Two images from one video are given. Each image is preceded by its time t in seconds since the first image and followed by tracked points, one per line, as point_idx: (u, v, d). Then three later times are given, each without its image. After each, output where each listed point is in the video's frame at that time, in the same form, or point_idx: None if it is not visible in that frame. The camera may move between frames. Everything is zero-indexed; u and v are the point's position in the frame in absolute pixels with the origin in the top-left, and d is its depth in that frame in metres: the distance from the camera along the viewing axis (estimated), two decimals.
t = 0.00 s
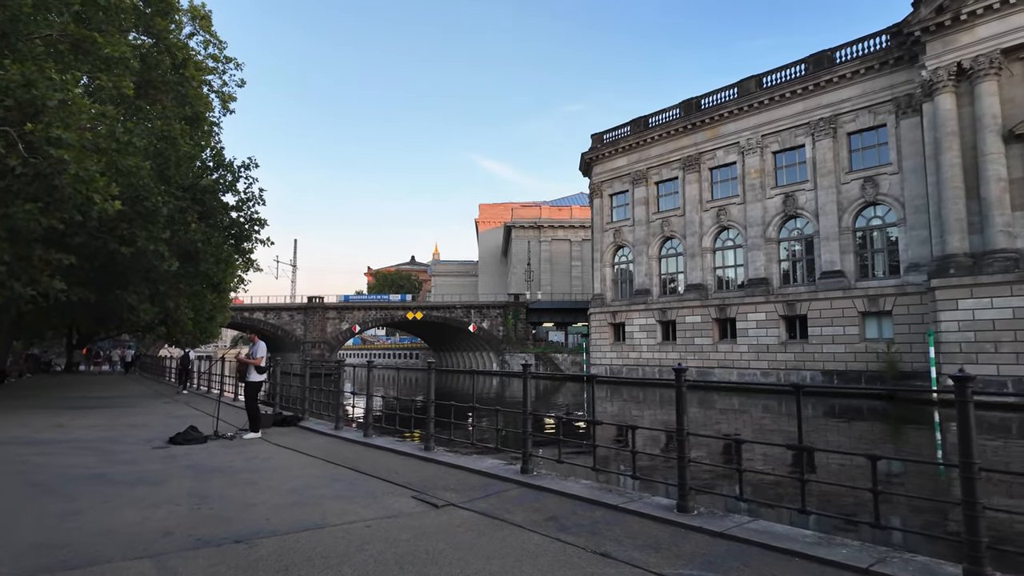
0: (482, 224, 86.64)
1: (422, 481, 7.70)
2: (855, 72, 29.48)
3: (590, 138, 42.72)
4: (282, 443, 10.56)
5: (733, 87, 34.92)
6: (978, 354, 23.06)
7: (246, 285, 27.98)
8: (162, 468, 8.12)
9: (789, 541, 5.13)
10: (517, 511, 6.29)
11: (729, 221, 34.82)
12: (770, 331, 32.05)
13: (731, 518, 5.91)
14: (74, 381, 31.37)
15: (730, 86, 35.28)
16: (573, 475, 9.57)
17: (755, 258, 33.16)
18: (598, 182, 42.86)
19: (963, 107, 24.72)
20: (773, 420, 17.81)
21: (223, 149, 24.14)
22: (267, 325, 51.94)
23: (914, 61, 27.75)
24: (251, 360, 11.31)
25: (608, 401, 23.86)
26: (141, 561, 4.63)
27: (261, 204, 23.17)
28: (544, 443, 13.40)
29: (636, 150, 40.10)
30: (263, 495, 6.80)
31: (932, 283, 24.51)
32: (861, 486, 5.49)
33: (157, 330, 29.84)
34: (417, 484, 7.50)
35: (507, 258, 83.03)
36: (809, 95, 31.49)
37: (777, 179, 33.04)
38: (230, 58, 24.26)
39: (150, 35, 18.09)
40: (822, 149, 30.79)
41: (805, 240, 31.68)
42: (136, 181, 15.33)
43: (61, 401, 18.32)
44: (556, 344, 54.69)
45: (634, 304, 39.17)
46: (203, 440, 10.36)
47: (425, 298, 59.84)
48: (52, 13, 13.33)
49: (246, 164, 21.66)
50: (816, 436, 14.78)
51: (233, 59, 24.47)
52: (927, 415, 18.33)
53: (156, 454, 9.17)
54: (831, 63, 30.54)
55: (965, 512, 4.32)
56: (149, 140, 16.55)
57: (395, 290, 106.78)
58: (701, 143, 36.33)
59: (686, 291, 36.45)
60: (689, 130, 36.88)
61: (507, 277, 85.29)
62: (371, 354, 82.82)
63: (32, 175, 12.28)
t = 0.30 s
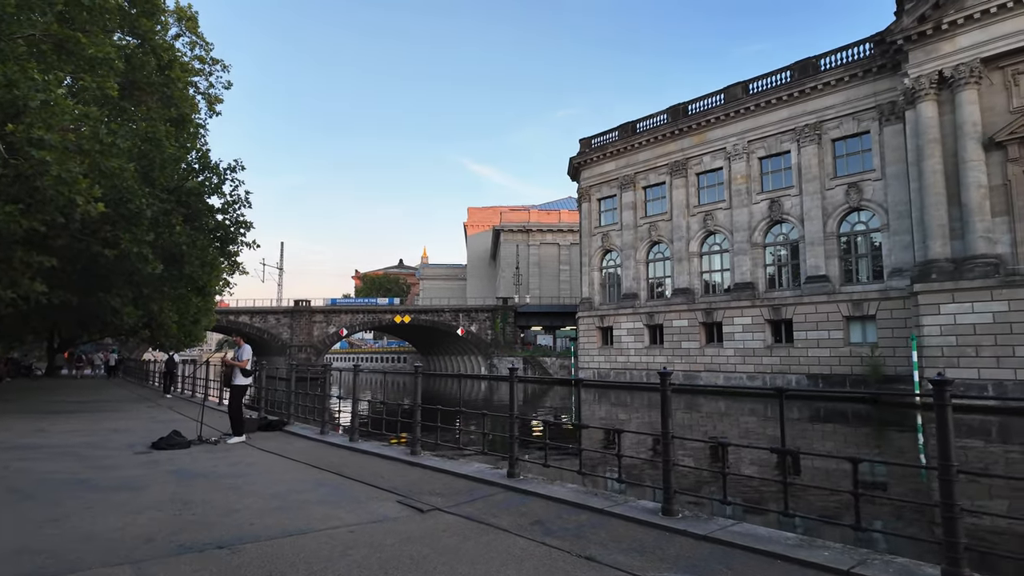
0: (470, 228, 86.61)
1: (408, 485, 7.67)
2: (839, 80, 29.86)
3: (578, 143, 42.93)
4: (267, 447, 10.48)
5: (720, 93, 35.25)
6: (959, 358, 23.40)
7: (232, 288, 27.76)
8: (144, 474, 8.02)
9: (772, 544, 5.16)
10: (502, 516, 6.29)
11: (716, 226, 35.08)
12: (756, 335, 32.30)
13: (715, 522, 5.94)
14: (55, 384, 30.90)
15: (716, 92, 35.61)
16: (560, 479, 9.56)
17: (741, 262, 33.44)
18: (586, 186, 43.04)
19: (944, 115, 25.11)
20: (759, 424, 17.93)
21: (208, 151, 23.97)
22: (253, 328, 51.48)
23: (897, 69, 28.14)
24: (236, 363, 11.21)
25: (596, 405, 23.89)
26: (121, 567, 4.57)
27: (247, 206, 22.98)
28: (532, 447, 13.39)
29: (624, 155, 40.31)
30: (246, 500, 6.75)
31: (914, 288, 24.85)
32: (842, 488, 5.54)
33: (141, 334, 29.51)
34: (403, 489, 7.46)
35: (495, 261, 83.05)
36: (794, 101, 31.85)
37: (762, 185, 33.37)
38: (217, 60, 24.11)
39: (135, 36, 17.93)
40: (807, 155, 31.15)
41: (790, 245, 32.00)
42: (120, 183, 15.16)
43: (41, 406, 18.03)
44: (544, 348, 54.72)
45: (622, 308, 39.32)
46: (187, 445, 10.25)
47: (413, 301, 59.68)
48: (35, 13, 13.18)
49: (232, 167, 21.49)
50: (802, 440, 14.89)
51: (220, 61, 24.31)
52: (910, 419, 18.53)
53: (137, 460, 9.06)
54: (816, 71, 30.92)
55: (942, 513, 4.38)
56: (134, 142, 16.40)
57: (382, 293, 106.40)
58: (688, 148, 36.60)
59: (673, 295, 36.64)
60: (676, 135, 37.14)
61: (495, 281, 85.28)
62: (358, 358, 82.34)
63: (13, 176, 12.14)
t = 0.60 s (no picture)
0: (460, 231, 86.53)
1: (395, 490, 7.63)
2: (825, 87, 30.22)
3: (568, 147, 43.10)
4: (252, 452, 10.39)
5: (707, 99, 35.56)
6: (942, 362, 23.70)
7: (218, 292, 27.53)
8: (127, 479, 7.93)
9: (757, 547, 5.21)
10: (490, 520, 6.28)
11: (704, 231, 35.31)
12: (743, 340, 32.51)
13: (701, 525, 5.98)
14: (37, 389, 30.44)
15: (704, 98, 35.91)
16: (548, 483, 9.55)
17: (728, 267, 33.68)
18: (575, 191, 43.19)
19: (927, 122, 25.48)
20: (746, 428, 18.04)
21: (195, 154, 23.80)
22: (239, 332, 51.02)
23: (881, 77, 28.52)
24: (222, 367, 11.10)
25: (584, 409, 23.91)
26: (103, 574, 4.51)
27: (234, 209, 22.83)
28: (520, 451, 13.37)
29: (613, 160, 40.51)
30: (231, 506, 6.68)
31: (899, 292, 25.14)
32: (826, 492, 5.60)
33: (125, 338, 29.17)
34: (389, 494, 7.43)
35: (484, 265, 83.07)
36: (781, 108, 32.19)
37: (749, 190, 33.67)
38: (204, 62, 23.94)
39: (121, 37, 17.75)
40: (794, 161, 31.49)
41: (777, 250, 32.29)
42: (104, 185, 14.95)
43: (22, 410, 17.75)
44: (533, 352, 54.72)
45: (611, 312, 39.44)
46: (171, 450, 10.14)
47: (402, 305, 59.48)
48: (19, 13, 12.84)
49: (219, 169, 21.35)
50: (787, 444, 15.00)
51: (207, 63, 24.14)
52: (894, 422, 18.75)
53: (120, 465, 8.94)
54: (803, 78, 31.29)
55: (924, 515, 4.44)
56: (119, 144, 16.23)
57: (371, 297, 105.99)
58: (676, 153, 36.85)
59: (662, 299, 36.80)
60: (664, 140, 37.38)
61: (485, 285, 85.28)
62: (347, 362, 81.85)
63: None
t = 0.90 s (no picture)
0: (450, 235, 86.42)
1: (383, 495, 7.60)
2: (812, 93, 30.55)
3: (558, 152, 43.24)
4: (239, 457, 10.30)
5: (696, 104, 35.83)
6: (927, 366, 23.96)
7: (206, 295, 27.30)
8: (111, 485, 7.84)
9: (742, 550, 5.24)
10: (477, 525, 6.27)
11: (692, 236, 35.52)
12: (732, 344, 32.70)
13: (688, 529, 6.00)
14: (19, 393, 30.03)
15: (693, 104, 36.19)
16: (537, 487, 9.55)
17: (716, 272, 33.90)
18: (565, 195, 43.30)
19: (912, 129, 25.81)
20: (734, 432, 18.12)
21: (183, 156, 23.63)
22: (226, 335, 50.56)
23: (867, 84, 28.86)
24: (207, 373, 11.01)
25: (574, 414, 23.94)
26: None
27: (222, 212, 22.68)
28: (509, 456, 13.36)
29: (602, 165, 40.68)
30: (217, 511, 6.62)
31: (885, 297, 25.40)
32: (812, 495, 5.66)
33: (110, 341, 28.86)
34: (377, 499, 7.38)
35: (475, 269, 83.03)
36: (768, 114, 32.49)
37: (737, 196, 33.94)
38: (192, 63, 23.77)
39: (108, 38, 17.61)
40: (781, 166, 31.79)
41: (764, 254, 32.55)
42: (89, 188, 14.79)
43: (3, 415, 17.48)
44: (522, 356, 54.69)
45: (601, 316, 39.54)
46: (156, 455, 10.04)
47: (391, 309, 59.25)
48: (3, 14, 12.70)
49: (207, 172, 21.23)
50: (775, 447, 15.10)
51: (195, 64, 23.97)
52: (881, 426, 18.91)
53: (104, 470, 8.84)
54: (790, 84, 31.61)
55: (909, 519, 4.49)
56: (104, 146, 16.07)
57: (360, 301, 105.54)
58: (665, 158, 37.08)
59: (651, 303, 36.95)
60: (653, 146, 37.59)
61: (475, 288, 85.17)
62: (335, 366, 81.41)
63: None
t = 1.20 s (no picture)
0: (437, 239, 86.27)
1: (368, 501, 7.55)
2: (796, 101, 30.94)
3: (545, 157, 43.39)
4: (222, 463, 10.19)
5: (682, 111, 36.15)
6: (909, 370, 24.28)
7: (189, 299, 27.00)
8: (89, 491, 7.70)
9: (726, 554, 5.27)
10: (463, 530, 6.25)
11: (678, 241, 35.77)
12: (717, 348, 32.93)
13: (673, 533, 6.03)
14: None
15: (679, 110, 36.50)
16: (523, 493, 9.53)
17: (702, 276, 34.15)
18: (552, 200, 43.43)
19: (893, 137, 26.22)
20: (719, 435, 18.24)
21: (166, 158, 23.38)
22: (210, 340, 50.04)
23: (849, 92, 29.29)
24: (189, 379, 10.86)
25: (561, 418, 23.96)
26: None
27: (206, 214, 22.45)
28: (495, 461, 13.32)
29: (589, 170, 40.88)
30: (199, 518, 6.54)
31: (867, 302, 25.72)
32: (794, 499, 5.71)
33: (90, 345, 28.41)
34: (362, 505, 7.34)
35: (462, 273, 82.94)
36: (753, 121, 32.84)
37: (722, 202, 34.25)
38: (177, 65, 23.55)
39: (91, 39, 17.42)
40: (766, 173, 32.15)
41: (749, 259, 32.86)
42: (70, 189, 14.56)
43: None
44: (510, 360, 54.68)
45: (588, 320, 39.65)
46: (136, 461, 9.90)
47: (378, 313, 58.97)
48: None
49: (192, 174, 21.04)
50: (759, 451, 15.22)
51: (180, 66, 23.74)
52: (863, 430, 19.12)
53: (83, 477, 8.70)
54: (774, 92, 32.00)
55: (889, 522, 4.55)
56: (86, 147, 15.86)
57: (346, 305, 104.93)
58: (651, 164, 37.33)
59: (637, 308, 37.12)
60: (640, 151, 37.83)
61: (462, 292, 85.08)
62: (321, 371, 80.83)
63: None
